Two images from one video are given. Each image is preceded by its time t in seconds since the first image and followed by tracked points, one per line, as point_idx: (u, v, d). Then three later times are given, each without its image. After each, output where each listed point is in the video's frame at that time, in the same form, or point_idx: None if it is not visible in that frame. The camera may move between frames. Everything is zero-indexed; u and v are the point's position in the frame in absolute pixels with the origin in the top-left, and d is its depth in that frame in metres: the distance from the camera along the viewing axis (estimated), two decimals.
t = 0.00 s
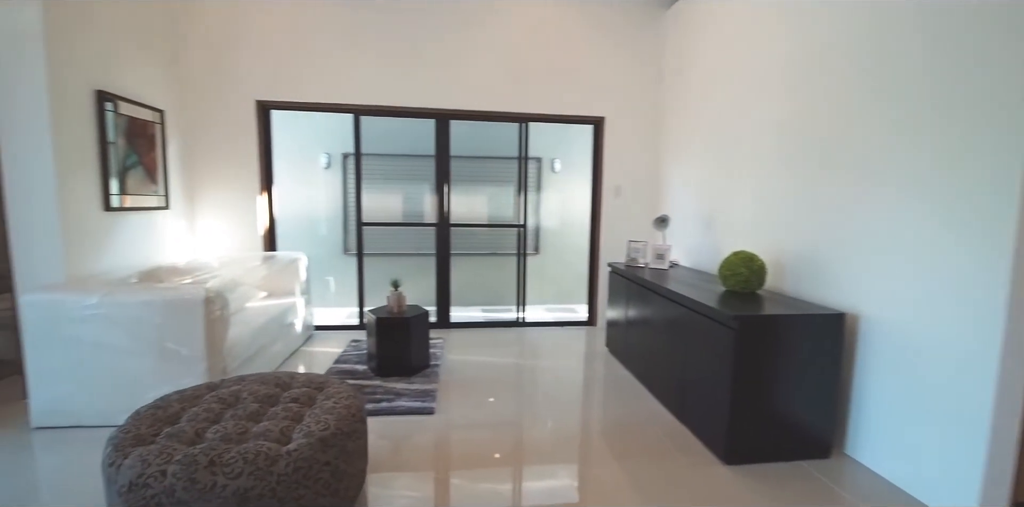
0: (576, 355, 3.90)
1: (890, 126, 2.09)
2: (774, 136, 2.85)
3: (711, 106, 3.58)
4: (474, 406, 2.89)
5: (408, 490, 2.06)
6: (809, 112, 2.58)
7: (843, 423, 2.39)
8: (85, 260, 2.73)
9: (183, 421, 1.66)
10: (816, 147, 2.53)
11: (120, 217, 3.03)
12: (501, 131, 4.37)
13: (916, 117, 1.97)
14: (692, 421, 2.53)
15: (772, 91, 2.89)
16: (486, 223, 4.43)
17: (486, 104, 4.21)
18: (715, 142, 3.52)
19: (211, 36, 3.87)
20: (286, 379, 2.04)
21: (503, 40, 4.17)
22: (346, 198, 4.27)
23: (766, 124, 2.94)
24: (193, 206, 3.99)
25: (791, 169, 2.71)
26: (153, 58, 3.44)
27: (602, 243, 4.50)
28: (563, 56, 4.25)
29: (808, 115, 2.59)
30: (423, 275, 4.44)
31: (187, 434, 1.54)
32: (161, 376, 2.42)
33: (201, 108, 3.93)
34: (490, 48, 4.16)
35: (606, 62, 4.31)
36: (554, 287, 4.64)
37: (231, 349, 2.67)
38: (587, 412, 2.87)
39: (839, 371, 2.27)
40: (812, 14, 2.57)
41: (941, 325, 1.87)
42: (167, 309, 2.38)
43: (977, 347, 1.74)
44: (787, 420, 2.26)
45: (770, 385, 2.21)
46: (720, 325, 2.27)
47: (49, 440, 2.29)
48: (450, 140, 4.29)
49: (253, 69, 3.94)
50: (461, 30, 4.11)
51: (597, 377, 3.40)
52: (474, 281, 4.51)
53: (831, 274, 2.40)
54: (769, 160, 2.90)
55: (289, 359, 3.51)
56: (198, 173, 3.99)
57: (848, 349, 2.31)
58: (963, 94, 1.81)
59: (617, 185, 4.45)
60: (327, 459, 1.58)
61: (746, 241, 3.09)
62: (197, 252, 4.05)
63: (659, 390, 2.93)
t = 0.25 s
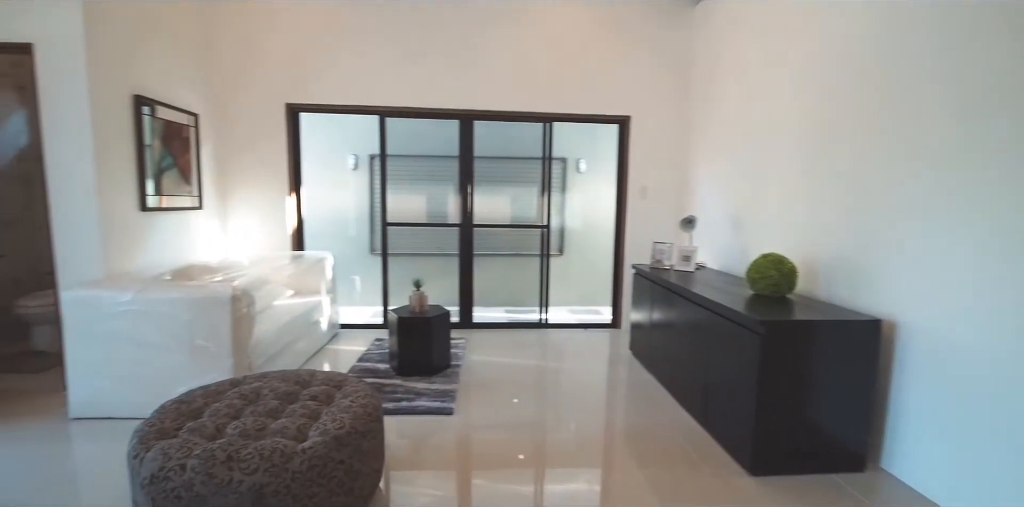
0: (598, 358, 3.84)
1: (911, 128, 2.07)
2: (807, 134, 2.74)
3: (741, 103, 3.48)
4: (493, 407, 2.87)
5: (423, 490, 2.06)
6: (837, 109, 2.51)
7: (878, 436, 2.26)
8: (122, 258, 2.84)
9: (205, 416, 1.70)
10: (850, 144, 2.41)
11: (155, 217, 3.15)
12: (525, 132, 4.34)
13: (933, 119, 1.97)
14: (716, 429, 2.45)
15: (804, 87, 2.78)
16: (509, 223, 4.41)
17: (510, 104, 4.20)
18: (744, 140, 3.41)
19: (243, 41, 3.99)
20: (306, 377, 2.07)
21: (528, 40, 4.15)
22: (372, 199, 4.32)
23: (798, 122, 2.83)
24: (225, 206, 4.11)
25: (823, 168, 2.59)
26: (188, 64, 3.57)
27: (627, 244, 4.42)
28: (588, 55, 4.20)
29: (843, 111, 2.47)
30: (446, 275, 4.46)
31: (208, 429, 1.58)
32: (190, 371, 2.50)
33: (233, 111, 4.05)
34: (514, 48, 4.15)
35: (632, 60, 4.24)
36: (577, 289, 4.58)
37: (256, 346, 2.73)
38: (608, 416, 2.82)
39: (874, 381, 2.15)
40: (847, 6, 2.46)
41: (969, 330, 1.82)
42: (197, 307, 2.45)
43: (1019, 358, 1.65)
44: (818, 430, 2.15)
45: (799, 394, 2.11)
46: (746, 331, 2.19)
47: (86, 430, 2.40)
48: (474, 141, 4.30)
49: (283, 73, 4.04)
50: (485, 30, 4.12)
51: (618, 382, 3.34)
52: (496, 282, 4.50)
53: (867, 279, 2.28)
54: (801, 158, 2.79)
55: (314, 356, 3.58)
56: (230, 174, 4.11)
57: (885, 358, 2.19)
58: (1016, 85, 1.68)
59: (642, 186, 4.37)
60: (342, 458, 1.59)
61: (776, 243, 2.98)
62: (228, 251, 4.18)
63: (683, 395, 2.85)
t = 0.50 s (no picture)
0: (622, 360, 3.77)
1: (927, 128, 2.08)
2: (841, 130, 2.62)
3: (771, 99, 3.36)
4: (512, 408, 2.85)
5: (439, 490, 2.06)
6: (864, 107, 2.45)
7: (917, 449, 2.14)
8: (156, 256, 2.95)
9: (227, 411, 1.74)
10: (878, 143, 2.34)
11: (188, 217, 3.26)
12: (549, 131, 4.30)
13: (947, 120, 1.99)
14: (742, 437, 2.36)
15: (838, 81, 2.67)
16: (532, 223, 4.38)
17: (533, 103, 4.17)
18: (775, 138, 3.29)
19: (273, 45, 4.09)
20: (326, 374, 2.10)
21: (551, 37, 4.11)
22: (397, 199, 4.36)
23: (831, 117, 2.71)
24: (255, 206, 4.22)
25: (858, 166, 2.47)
26: (220, 68, 3.69)
27: (653, 245, 4.33)
28: (613, 52, 4.13)
29: (879, 106, 2.36)
30: (469, 275, 4.47)
31: (227, 425, 1.61)
32: (217, 366, 2.57)
33: (264, 113, 4.16)
34: (538, 46, 4.12)
35: (658, 56, 4.14)
36: (601, 290, 4.51)
37: (281, 343, 2.79)
38: (629, 420, 2.76)
39: (913, 390, 2.03)
40: None
41: (987, 331, 1.80)
42: (224, 304, 2.52)
43: None
44: (851, 440, 2.05)
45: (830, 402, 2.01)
46: (773, 336, 2.10)
47: (121, 421, 2.50)
48: (497, 140, 4.29)
49: (311, 75, 4.13)
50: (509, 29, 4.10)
51: (641, 385, 3.27)
52: (519, 282, 4.48)
53: (905, 283, 2.16)
54: (835, 156, 2.66)
55: (338, 353, 3.64)
56: (261, 175, 4.22)
57: (925, 367, 2.07)
58: (1016, 85, 1.72)
59: (669, 185, 4.27)
60: (356, 456, 1.60)
61: (808, 245, 2.86)
62: (258, 249, 4.28)
63: (707, 401, 2.77)
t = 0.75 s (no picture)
0: (644, 363, 3.69)
1: (942, 132, 2.10)
2: (876, 126, 2.50)
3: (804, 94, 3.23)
4: (530, 408, 2.83)
5: (453, 489, 2.05)
6: (894, 106, 2.38)
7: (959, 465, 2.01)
8: (186, 252, 3.04)
9: (246, 405, 1.77)
10: (898, 145, 2.34)
11: (217, 215, 3.35)
12: (572, 129, 4.24)
13: (952, 122, 2.05)
14: (768, 446, 2.27)
15: (875, 74, 2.54)
16: (555, 223, 4.33)
17: (556, 101, 4.13)
18: (807, 134, 3.16)
19: (300, 47, 4.17)
20: (344, 371, 2.11)
21: (575, 35, 4.06)
22: (420, 198, 4.39)
23: (867, 113, 2.58)
24: (283, 204, 4.32)
25: (894, 164, 2.36)
26: (250, 70, 3.78)
27: (678, 245, 4.23)
28: (638, 48, 4.05)
29: (889, 111, 2.42)
30: (491, 274, 4.46)
31: (245, 420, 1.63)
32: (241, 361, 2.63)
33: (292, 114, 4.25)
34: (561, 44, 4.08)
35: (685, 52, 4.04)
36: (624, 291, 4.43)
37: (303, 339, 2.83)
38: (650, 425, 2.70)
39: (954, 402, 1.91)
40: None
41: (1007, 333, 1.78)
42: (248, 300, 2.58)
43: None
44: (885, 453, 1.94)
45: (862, 412, 1.91)
46: (802, 341, 2.00)
47: (151, 413, 2.58)
48: (520, 139, 4.26)
49: (337, 76, 4.19)
50: (532, 26, 4.07)
51: (664, 389, 3.19)
52: (541, 282, 4.44)
53: (946, 287, 2.03)
54: (870, 153, 2.54)
55: (361, 351, 3.68)
56: (288, 174, 4.31)
57: (969, 377, 1.94)
58: (1018, 89, 1.78)
59: (696, 184, 4.16)
60: (369, 455, 1.60)
61: (841, 246, 2.73)
62: (286, 246, 4.38)
63: (732, 407, 2.68)
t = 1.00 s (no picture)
0: (668, 367, 3.61)
1: (942, 140, 2.19)
2: (915, 122, 2.37)
3: (837, 89, 3.09)
4: (550, 410, 2.79)
5: (468, 489, 2.04)
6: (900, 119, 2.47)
7: (1006, 483, 1.88)
8: (214, 251, 3.13)
9: (264, 402, 1.79)
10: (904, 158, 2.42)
11: (245, 215, 3.44)
12: (595, 128, 4.18)
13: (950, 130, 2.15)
14: (795, 457, 2.17)
15: (914, 66, 2.41)
16: (577, 223, 4.28)
17: (579, 100, 4.08)
18: (841, 131, 3.02)
19: (326, 49, 4.24)
20: (361, 370, 2.13)
21: (599, 32, 4.00)
22: (443, 198, 4.41)
23: (906, 108, 2.45)
24: (309, 204, 4.40)
25: (933, 162, 2.23)
26: (277, 73, 3.87)
27: (705, 246, 4.12)
28: (663, 44, 3.96)
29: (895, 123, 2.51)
30: (512, 275, 4.44)
31: (262, 416, 1.66)
32: (265, 357, 2.68)
33: (318, 115, 4.33)
34: (584, 41, 4.02)
35: (712, 47, 3.93)
36: (648, 293, 4.34)
37: (324, 337, 2.87)
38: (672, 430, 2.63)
39: (1000, 416, 1.78)
40: None
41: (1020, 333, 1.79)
42: (271, 298, 2.63)
43: None
44: (922, 468, 1.83)
45: (896, 424, 1.81)
46: (832, 348, 1.91)
47: (179, 406, 2.66)
48: (543, 138, 4.23)
49: (362, 77, 4.25)
50: (554, 25, 4.03)
51: (687, 394, 3.11)
52: (563, 283, 4.39)
53: (992, 293, 1.90)
54: (908, 150, 2.41)
55: (383, 349, 3.72)
56: (314, 175, 4.40)
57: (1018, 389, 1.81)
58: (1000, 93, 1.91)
59: (723, 183, 4.04)
60: (381, 454, 1.60)
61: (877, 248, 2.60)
62: (312, 246, 4.46)
63: (758, 415, 2.58)
